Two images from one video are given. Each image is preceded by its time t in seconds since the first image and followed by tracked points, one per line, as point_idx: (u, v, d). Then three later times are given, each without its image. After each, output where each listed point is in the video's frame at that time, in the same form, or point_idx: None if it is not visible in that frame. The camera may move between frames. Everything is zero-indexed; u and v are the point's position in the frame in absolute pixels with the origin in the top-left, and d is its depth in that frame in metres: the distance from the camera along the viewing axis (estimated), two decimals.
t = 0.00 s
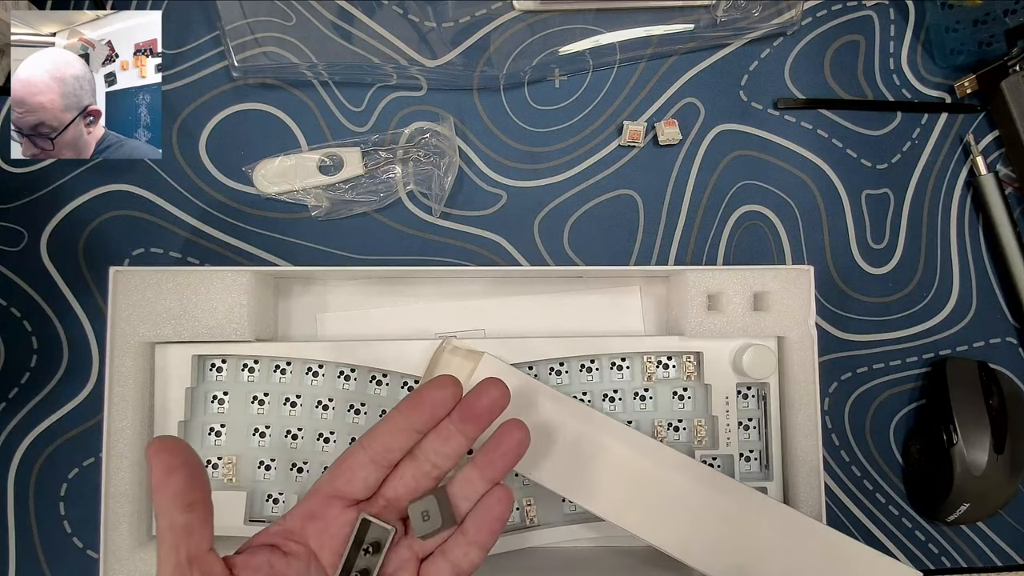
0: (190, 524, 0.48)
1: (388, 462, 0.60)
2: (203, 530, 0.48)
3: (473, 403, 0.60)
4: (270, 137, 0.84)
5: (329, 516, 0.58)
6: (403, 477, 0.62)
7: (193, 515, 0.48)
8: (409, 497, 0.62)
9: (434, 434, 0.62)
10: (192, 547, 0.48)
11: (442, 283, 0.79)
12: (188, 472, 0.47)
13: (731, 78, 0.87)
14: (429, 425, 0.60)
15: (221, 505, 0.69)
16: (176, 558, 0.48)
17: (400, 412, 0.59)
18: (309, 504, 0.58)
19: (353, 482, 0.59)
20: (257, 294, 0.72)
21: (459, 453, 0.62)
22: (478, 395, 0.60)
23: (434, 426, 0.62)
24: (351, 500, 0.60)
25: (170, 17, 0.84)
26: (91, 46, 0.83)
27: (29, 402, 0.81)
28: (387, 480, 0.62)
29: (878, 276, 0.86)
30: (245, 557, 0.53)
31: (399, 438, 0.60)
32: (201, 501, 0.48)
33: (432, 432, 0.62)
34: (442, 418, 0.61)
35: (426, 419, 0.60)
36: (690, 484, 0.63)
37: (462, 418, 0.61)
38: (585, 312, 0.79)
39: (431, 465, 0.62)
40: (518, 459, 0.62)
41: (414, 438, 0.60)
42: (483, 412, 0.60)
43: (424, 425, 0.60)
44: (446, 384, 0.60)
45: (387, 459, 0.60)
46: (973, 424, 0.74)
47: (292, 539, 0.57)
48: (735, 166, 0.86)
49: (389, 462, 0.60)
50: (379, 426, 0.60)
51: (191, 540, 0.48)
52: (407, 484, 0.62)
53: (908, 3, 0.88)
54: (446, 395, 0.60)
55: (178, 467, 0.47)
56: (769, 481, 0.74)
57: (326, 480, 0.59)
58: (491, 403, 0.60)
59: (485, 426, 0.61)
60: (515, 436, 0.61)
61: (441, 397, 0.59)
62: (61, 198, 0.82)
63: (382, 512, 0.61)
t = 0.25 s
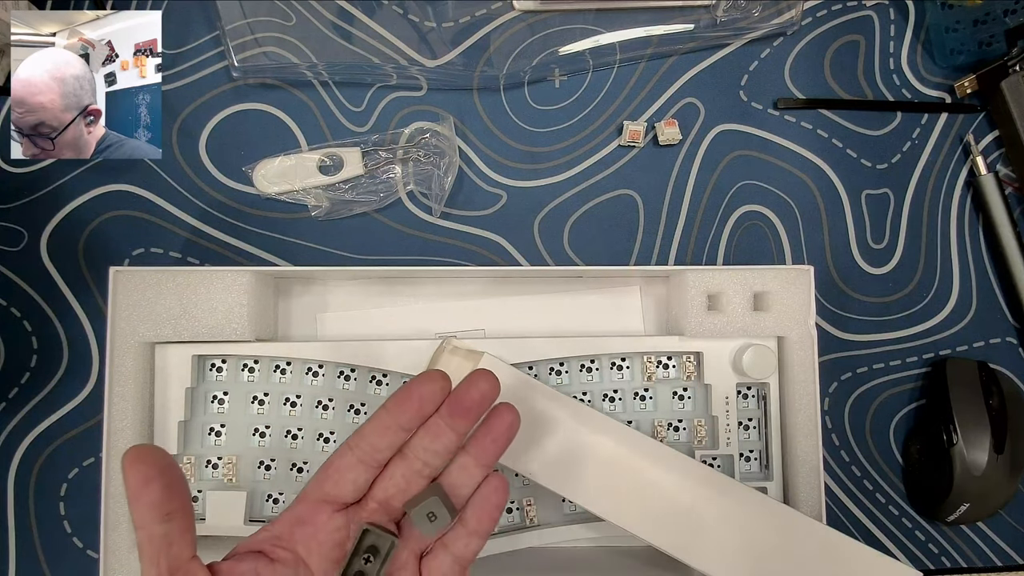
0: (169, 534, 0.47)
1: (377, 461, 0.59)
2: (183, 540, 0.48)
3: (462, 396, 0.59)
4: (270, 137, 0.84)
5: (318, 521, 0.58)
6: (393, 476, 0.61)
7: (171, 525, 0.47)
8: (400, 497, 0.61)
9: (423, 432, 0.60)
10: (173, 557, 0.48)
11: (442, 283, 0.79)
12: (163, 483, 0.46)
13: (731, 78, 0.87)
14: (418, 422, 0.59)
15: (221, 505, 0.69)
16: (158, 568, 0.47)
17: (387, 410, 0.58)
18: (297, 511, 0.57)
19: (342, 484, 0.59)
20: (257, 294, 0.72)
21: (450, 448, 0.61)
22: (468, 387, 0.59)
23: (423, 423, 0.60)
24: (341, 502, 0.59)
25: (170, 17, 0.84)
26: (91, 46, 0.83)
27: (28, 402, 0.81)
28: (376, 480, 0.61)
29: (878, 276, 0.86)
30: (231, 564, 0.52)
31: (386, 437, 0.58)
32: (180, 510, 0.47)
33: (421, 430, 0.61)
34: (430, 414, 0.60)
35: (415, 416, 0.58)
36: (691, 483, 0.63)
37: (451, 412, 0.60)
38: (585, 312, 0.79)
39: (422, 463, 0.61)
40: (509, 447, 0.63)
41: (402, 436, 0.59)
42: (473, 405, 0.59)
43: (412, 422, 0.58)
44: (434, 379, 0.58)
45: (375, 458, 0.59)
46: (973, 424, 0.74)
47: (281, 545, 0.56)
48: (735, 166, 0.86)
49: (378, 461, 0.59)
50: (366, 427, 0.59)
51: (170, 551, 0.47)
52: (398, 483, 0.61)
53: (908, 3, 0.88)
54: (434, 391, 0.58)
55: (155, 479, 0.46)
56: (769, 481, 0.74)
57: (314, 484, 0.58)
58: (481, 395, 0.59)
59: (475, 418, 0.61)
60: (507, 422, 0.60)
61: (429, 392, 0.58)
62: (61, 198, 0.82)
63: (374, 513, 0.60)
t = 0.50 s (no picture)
0: (154, 530, 0.47)
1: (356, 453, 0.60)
2: (168, 536, 0.48)
3: (435, 383, 0.59)
4: (270, 137, 0.84)
5: (301, 517, 0.58)
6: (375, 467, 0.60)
7: (155, 521, 0.47)
8: (382, 488, 0.61)
9: (401, 421, 0.60)
10: (159, 552, 0.48)
11: (442, 283, 0.79)
12: (145, 480, 0.46)
13: (731, 78, 0.87)
14: (395, 411, 0.60)
15: (220, 505, 0.69)
16: (143, 563, 0.48)
17: (363, 401, 0.59)
18: (279, 507, 0.58)
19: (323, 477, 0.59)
20: (257, 294, 0.72)
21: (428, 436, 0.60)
22: (441, 373, 0.59)
23: (400, 412, 0.61)
24: (324, 496, 0.59)
25: (170, 17, 0.84)
26: (91, 46, 0.83)
27: (28, 403, 0.81)
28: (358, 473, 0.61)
29: (878, 276, 0.86)
30: (216, 561, 0.52)
31: (363, 428, 0.59)
32: (163, 507, 0.47)
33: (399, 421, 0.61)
34: (406, 402, 0.60)
35: (391, 405, 0.59)
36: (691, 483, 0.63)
37: (425, 399, 0.60)
38: (585, 312, 0.79)
39: (401, 453, 0.60)
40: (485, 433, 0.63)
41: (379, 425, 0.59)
42: (448, 390, 0.59)
43: (388, 411, 0.59)
44: (408, 368, 0.59)
45: (354, 449, 0.59)
46: (974, 424, 0.74)
47: (265, 541, 0.56)
48: (735, 166, 0.86)
49: (358, 452, 0.60)
50: (344, 419, 0.59)
51: (155, 547, 0.47)
52: (380, 474, 0.60)
53: (908, 3, 0.88)
54: (408, 380, 0.59)
55: (137, 478, 0.46)
56: (769, 481, 0.74)
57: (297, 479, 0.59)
58: (455, 380, 0.59)
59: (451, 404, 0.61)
60: (482, 407, 0.60)
61: (404, 381, 0.59)
62: (61, 198, 0.82)
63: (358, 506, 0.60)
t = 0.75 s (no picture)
0: (171, 533, 0.47)
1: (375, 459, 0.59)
2: (185, 538, 0.48)
3: (457, 393, 0.58)
4: (270, 137, 0.84)
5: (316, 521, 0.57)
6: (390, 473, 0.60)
7: (173, 523, 0.47)
8: (398, 494, 0.61)
9: (421, 428, 0.60)
10: (175, 555, 0.48)
11: (441, 282, 0.79)
12: (166, 484, 0.46)
13: (731, 78, 0.87)
14: (415, 418, 0.59)
15: (220, 505, 0.69)
16: (160, 566, 0.48)
17: (385, 408, 0.58)
18: (297, 510, 0.57)
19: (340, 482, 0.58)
20: (257, 294, 0.72)
21: (447, 444, 0.60)
22: (462, 384, 0.58)
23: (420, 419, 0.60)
24: (340, 501, 0.58)
25: (170, 17, 0.84)
26: (91, 46, 0.83)
27: (28, 402, 0.81)
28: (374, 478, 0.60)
29: (878, 276, 0.86)
30: (232, 564, 0.52)
31: (383, 434, 0.58)
32: (181, 509, 0.48)
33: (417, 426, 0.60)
34: (426, 410, 0.59)
35: (411, 413, 0.58)
36: (690, 483, 0.63)
37: (447, 409, 0.59)
38: (585, 312, 0.79)
39: (418, 459, 0.60)
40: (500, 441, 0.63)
41: (400, 433, 0.58)
42: (469, 401, 0.59)
43: (410, 419, 0.58)
44: (430, 377, 0.58)
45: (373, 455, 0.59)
46: (974, 424, 0.74)
47: (282, 545, 0.55)
48: (735, 166, 0.86)
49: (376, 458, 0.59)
50: (364, 425, 0.58)
51: (172, 549, 0.48)
52: (397, 481, 0.60)
53: (908, 3, 0.88)
54: (431, 389, 0.58)
55: (157, 480, 0.46)
56: (769, 481, 0.74)
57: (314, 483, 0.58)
58: (475, 391, 0.59)
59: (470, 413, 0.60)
60: (499, 418, 0.61)
61: (426, 390, 0.58)
62: (61, 198, 0.82)
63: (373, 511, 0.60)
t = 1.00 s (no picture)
0: (166, 535, 0.46)
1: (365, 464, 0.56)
2: (179, 540, 0.46)
3: (446, 394, 0.57)
4: (270, 137, 0.84)
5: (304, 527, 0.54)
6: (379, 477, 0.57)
7: (168, 525, 0.45)
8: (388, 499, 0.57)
9: (410, 430, 0.58)
10: (170, 558, 0.46)
11: (442, 282, 0.79)
12: (160, 486, 0.44)
13: (731, 78, 0.87)
14: (404, 420, 0.57)
15: (220, 505, 0.69)
16: (154, 569, 0.46)
17: (373, 410, 0.56)
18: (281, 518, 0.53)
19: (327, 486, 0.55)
20: (257, 294, 0.72)
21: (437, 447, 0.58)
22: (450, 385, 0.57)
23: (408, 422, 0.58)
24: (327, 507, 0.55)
25: (170, 16, 0.84)
26: (91, 46, 0.83)
27: (28, 402, 0.81)
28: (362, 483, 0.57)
29: (878, 276, 0.86)
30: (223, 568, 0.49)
31: (372, 437, 0.56)
32: (176, 512, 0.46)
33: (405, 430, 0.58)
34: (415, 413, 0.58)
35: (400, 415, 0.56)
36: (691, 483, 0.63)
37: (435, 410, 0.58)
38: (585, 312, 0.79)
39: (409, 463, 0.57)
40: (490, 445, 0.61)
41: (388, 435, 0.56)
42: (456, 402, 0.58)
43: (399, 420, 0.56)
44: (419, 380, 0.56)
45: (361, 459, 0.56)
46: (974, 424, 0.74)
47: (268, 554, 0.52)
48: (735, 166, 0.86)
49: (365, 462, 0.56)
50: (352, 427, 0.56)
51: (167, 552, 0.46)
52: (387, 484, 0.57)
53: (908, 3, 0.88)
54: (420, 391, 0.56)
55: (153, 481, 0.44)
56: (769, 481, 0.74)
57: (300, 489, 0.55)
58: (462, 393, 0.58)
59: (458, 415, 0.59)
60: (490, 421, 0.59)
61: (415, 391, 0.56)
62: (61, 198, 0.82)
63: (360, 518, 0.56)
